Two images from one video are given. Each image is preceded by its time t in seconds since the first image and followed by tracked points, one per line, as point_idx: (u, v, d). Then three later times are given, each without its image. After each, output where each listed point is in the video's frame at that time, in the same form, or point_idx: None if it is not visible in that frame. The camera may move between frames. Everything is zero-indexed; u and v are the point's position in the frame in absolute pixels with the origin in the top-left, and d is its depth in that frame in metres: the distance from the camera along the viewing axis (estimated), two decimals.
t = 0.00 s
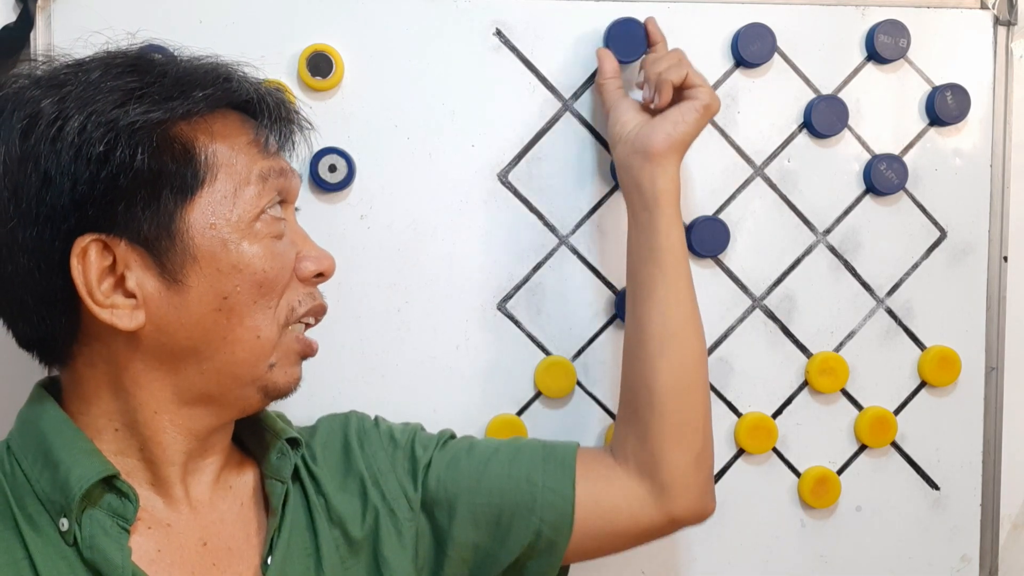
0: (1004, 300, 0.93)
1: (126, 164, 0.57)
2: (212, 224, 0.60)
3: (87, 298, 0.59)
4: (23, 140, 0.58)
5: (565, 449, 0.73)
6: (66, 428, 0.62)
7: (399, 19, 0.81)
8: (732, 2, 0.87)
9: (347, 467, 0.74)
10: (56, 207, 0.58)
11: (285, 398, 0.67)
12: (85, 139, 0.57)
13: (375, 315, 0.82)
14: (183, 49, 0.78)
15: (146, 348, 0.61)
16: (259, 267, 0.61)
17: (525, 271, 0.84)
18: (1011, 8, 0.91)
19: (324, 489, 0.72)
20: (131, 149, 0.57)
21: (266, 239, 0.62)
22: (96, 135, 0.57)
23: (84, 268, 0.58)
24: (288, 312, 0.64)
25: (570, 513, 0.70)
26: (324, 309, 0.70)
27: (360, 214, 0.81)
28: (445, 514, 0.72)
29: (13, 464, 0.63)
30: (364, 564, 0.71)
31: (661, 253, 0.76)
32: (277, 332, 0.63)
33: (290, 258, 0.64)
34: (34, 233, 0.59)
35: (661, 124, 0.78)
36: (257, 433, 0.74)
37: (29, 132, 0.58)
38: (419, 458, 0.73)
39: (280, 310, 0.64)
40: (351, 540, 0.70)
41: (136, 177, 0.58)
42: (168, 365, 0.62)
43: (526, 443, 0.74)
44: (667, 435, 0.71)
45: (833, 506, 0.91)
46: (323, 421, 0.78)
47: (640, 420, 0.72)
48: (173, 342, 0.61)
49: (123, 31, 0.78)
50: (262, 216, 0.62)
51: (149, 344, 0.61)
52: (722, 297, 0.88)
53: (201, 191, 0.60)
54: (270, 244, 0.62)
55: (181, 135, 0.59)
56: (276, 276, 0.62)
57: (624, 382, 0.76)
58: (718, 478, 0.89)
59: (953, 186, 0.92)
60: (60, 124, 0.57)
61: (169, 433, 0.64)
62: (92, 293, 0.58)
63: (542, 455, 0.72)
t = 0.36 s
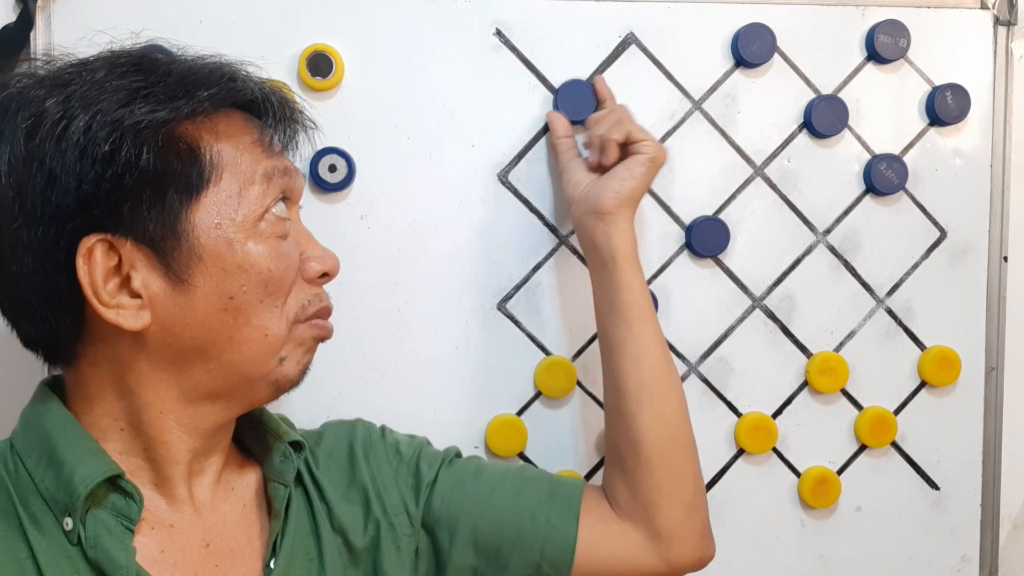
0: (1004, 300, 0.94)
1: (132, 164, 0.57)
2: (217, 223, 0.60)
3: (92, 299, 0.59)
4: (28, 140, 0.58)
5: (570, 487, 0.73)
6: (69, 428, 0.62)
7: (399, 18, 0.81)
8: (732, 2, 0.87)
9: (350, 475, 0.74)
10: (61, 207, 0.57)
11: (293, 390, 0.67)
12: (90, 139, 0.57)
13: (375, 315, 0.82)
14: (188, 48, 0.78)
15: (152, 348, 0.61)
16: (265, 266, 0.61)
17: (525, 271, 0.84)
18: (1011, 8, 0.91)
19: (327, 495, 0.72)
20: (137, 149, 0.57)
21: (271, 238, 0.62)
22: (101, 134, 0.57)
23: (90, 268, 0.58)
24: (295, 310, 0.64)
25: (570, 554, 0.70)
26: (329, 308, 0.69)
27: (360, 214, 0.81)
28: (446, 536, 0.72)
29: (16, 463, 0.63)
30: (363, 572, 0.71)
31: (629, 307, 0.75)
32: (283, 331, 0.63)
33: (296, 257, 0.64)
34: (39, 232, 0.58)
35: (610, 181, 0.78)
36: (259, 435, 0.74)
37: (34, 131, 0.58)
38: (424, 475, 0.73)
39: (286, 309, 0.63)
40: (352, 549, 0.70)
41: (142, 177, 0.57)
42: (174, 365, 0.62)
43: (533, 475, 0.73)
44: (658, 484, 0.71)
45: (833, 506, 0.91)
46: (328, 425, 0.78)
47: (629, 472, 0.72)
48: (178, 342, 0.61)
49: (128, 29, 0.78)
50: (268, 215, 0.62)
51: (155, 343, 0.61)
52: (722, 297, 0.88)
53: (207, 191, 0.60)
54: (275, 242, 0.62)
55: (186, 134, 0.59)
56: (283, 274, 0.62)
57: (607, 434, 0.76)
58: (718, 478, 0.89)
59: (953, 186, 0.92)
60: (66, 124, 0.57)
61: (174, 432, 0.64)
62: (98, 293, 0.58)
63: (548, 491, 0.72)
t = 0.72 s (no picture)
0: (1004, 300, 0.94)
1: (105, 169, 0.57)
2: (191, 230, 0.58)
3: (65, 304, 0.59)
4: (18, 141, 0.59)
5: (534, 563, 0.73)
6: (67, 432, 0.62)
7: (399, 19, 0.81)
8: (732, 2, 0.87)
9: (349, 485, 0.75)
10: (42, 211, 0.58)
11: (278, 400, 0.64)
12: (66, 143, 0.57)
13: (375, 315, 0.82)
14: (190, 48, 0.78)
15: (130, 353, 0.61)
16: (241, 275, 0.59)
17: (525, 271, 0.84)
18: (1011, 8, 0.91)
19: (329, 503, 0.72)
20: (110, 155, 0.57)
21: (251, 247, 0.60)
22: (75, 139, 0.57)
23: (64, 272, 0.59)
24: (276, 320, 0.62)
25: None
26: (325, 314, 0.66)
27: (360, 214, 0.81)
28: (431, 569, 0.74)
29: (15, 467, 0.63)
30: None
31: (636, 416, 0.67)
32: (261, 342, 0.61)
33: (279, 265, 0.62)
34: (25, 234, 0.59)
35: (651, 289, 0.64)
36: (263, 439, 0.74)
37: (21, 134, 0.59)
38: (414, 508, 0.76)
39: (264, 320, 0.61)
40: (350, 561, 0.71)
41: (115, 183, 0.57)
42: (150, 371, 0.61)
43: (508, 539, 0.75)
44: None
45: (833, 506, 0.91)
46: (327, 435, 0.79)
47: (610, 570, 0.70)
48: (153, 349, 0.60)
49: (133, 31, 0.78)
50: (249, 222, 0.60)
51: (131, 349, 0.61)
52: (722, 297, 0.88)
53: (181, 196, 0.58)
54: (254, 250, 0.60)
55: (162, 139, 0.58)
56: (261, 283, 0.60)
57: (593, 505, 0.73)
58: (718, 478, 0.89)
59: (953, 186, 0.92)
60: (46, 129, 0.58)
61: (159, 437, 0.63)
62: (70, 298, 0.59)
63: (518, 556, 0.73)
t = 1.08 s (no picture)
0: (1004, 299, 0.94)
1: (63, 170, 0.60)
2: (115, 233, 0.58)
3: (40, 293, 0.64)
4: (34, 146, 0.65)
5: None
6: (67, 436, 0.62)
7: (399, 18, 0.81)
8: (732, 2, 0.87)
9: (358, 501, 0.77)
10: (31, 207, 0.64)
11: (197, 434, 0.59)
12: (44, 144, 0.62)
13: (375, 315, 0.82)
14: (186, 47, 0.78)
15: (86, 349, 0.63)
16: (148, 286, 0.56)
17: (525, 271, 0.84)
18: (1011, 8, 0.91)
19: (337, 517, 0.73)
20: (67, 156, 0.60)
21: (172, 255, 0.57)
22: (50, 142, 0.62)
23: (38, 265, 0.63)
24: (187, 340, 0.57)
25: None
26: (264, 343, 0.59)
27: (360, 214, 0.81)
28: None
29: (16, 468, 0.63)
30: None
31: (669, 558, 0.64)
32: (169, 361, 0.57)
33: (200, 279, 0.57)
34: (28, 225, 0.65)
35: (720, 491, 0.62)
36: (274, 450, 0.74)
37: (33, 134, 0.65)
38: (412, 550, 0.77)
39: (174, 337, 0.57)
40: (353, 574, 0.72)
41: (70, 184, 0.60)
42: (101, 373, 0.62)
43: None
44: None
45: (833, 506, 0.91)
46: (338, 446, 0.80)
47: None
48: (94, 349, 0.61)
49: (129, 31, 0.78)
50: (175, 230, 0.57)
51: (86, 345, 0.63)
52: (722, 297, 0.88)
53: (116, 199, 0.59)
54: (173, 261, 0.57)
55: (111, 141, 0.60)
56: (170, 299, 0.56)
57: None
58: (718, 478, 0.89)
59: (953, 186, 0.92)
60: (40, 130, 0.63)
61: (117, 442, 0.64)
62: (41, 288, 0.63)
63: None
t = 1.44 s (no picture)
0: (1004, 299, 0.94)
1: (69, 171, 0.60)
2: (118, 232, 0.58)
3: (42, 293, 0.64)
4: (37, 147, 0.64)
5: None
6: (66, 436, 0.62)
7: (399, 18, 0.81)
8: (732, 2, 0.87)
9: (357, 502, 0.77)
10: (37, 208, 0.64)
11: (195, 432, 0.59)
12: (53, 147, 0.62)
13: (375, 315, 0.82)
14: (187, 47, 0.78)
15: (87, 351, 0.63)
16: (148, 284, 0.56)
17: (525, 271, 0.84)
18: (1011, 8, 0.91)
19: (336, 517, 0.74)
20: (74, 156, 0.60)
21: (169, 255, 0.57)
22: (56, 143, 0.62)
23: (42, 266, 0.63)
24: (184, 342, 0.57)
25: None
26: (266, 343, 0.59)
27: (360, 214, 0.81)
28: None
29: (15, 467, 0.63)
30: None
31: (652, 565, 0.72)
32: (166, 361, 0.57)
33: (198, 279, 0.57)
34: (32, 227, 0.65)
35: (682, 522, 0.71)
36: (273, 451, 0.74)
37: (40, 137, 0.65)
38: (410, 550, 0.77)
39: (172, 337, 0.57)
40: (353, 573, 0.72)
41: (79, 184, 0.60)
42: (99, 372, 0.62)
43: None
44: None
45: (833, 506, 0.91)
46: (337, 446, 0.80)
47: None
48: (94, 349, 0.61)
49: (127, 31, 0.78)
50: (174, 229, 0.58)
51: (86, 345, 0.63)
52: (722, 298, 0.88)
53: (119, 200, 0.59)
54: (173, 260, 0.57)
55: (116, 140, 0.60)
56: (167, 298, 0.56)
57: None
58: (718, 478, 0.89)
59: (953, 186, 0.92)
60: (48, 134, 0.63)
61: (116, 442, 0.64)
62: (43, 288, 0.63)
63: None
